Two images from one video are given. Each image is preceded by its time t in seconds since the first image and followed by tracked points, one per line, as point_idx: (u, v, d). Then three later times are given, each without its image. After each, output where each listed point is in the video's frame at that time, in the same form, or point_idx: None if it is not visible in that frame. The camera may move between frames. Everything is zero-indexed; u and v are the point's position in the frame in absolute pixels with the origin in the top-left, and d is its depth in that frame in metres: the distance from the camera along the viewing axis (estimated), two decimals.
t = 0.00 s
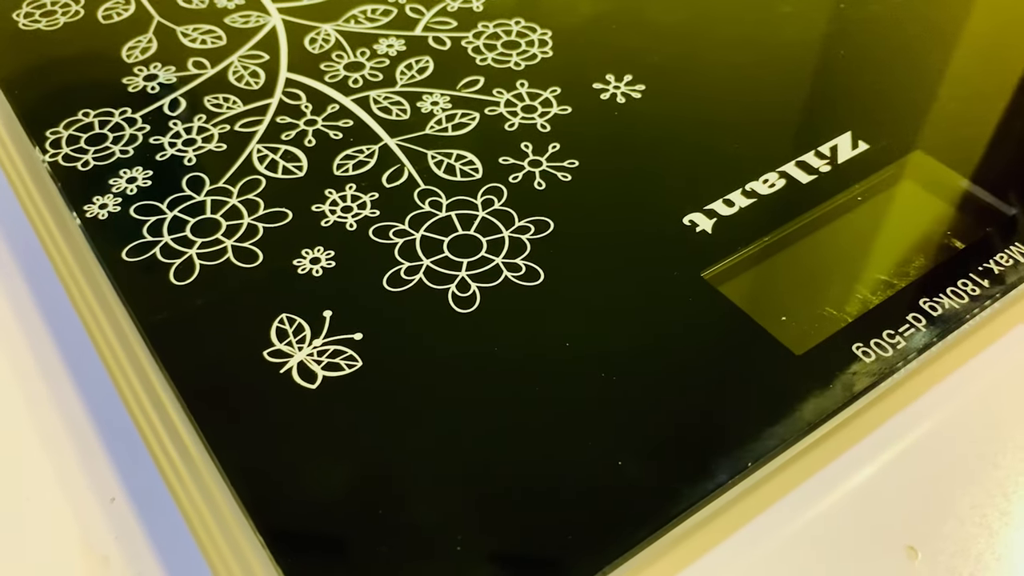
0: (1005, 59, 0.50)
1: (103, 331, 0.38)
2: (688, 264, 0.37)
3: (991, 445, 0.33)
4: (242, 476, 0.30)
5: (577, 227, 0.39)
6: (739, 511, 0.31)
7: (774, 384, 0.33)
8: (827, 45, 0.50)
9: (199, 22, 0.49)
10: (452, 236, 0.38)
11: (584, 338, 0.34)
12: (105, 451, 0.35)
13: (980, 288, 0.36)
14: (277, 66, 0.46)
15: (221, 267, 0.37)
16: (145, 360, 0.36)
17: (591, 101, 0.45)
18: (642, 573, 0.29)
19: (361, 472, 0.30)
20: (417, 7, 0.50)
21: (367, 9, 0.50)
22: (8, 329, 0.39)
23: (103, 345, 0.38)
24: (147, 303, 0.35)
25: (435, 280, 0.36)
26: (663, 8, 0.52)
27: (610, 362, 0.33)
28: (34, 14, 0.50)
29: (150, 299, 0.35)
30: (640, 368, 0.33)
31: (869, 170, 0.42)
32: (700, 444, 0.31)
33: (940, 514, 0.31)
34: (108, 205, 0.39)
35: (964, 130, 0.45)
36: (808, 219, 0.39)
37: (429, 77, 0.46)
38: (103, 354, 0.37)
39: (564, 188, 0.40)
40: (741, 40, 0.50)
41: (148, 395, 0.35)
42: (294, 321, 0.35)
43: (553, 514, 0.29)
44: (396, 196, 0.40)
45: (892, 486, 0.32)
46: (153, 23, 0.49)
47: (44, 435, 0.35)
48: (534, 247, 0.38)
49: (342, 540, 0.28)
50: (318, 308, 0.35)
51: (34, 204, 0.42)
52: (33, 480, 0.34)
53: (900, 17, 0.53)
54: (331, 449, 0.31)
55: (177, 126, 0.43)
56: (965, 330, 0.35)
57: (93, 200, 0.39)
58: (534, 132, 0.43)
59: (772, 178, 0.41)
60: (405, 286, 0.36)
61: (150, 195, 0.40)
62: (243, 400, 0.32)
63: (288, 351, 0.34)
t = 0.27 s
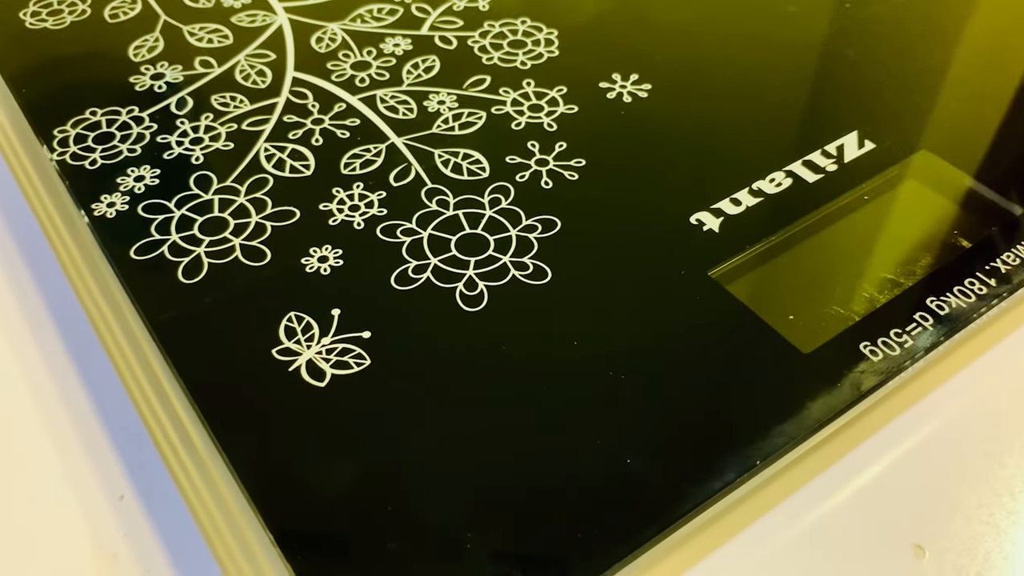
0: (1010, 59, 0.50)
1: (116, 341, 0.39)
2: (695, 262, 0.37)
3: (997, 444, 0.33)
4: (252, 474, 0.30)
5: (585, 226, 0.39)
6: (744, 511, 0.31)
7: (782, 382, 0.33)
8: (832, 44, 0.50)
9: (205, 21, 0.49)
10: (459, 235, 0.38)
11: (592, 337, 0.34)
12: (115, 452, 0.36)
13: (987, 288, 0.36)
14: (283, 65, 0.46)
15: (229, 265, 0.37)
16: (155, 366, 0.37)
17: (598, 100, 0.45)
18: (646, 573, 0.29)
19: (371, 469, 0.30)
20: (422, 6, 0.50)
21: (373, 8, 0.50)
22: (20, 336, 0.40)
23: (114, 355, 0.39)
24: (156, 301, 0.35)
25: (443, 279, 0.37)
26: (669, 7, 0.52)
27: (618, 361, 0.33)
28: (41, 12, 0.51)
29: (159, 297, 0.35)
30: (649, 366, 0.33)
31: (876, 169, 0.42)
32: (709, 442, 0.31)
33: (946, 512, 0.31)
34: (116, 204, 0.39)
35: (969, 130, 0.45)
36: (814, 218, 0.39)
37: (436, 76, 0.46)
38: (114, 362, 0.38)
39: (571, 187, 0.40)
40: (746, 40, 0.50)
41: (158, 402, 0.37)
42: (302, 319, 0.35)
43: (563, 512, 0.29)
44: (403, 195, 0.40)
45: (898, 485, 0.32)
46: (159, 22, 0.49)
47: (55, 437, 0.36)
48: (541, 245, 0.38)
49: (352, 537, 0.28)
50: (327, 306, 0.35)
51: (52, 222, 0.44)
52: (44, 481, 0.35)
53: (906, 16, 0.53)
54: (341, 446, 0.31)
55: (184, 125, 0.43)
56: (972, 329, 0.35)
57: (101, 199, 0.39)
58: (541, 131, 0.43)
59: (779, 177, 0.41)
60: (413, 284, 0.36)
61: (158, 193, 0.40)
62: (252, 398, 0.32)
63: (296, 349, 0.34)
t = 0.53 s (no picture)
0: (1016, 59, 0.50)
1: (122, 337, 0.39)
2: (703, 261, 0.37)
3: (1006, 442, 0.33)
4: (262, 470, 0.30)
5: (592, 225, 0.39)
6: (751, 510, 0.31)
7: (791, 381, 0.33)
8: (838, 43, 0.50)
9: (213, 20, 0.49)
10: (467, 234, 0.38)
11: (601, 335, 0.34)
12: (124, 449, 0.36)
13: (995, 286, 0.36)
14: (291, 64, 0.46)
15: (238, 263, 0.37)
16: (162, 360, 0.37)
17: (605, 99, 0.45)
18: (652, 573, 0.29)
19: (381, 466, 0.30)
20: (429, 5, 0.50)
21: (380, 7, 0.50)
22: (30, 337, 0.40)
23: (121, 350, 0.39)
24: (165, 299, 0.35)
25: (452, 277, 0.37)
26: (675, 6, 0.52)
27: (627, 359, 0.33)
28: (49, 11, 0.51)
29: (168, 295, 0.35)
30: (658, 364, 0.33)
31: (883, 168, 0.42)
32: (718, 440, 0.31)
33: (954, 511, 0.31)
34: (125, 202, 0.39)
35: (976, 129, 0.45)
36: (821, 218, 0.39)
37: (443, 75, 0.46)
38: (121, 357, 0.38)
39: (579, 186, 0.41)
40: (753, 39, 0.50)
41: (164, 396, 0.36)
42: (312, 317, 0.35)
43: (574, 509, 0.29)
44: (411, 193, 0.40)
45: (906, 484, 0.32)
46: (166, 21, 0.49)
47: (65, 436, 0.36)
48: (550, 244, 0.38)
49: (363, 533, 0.28)
50: (336, 305, 0.35)
51: (59, 218, 0.44)
52: (53, 479, 0.35)
53: (912, 15, 0.53)
54: (351, 443, 0.31)
55: (192, 123, 0.43)
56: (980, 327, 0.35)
57: (109, 197, 0.39)
58: (548, 130, 0.43)
59: (787, 176, 0.41)
60: (422, 283, 0.36)
61: (166, 192, 0.40)
62: (262, 395, 0.32)
63: (306, 347, 0.34)
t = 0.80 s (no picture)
0: None
1: (133, 334, 0.39)
2: (713, 259, 0.37)
3: (1015, 440, 0.33)
4: (275, 467, 0.30)
5: (602, 223, 0.39)
6: (760, 509, 0.31)
7: (801, 379, 0.33)
8: (845, 42, 0.50)
9: (221, 19, 0.50)
10: (477, 232, 0.38)
11: (611, 333, 0.34)
12: (135, 447, 0.36)
13: (1004, 285, 0.36)
14: (299, 62, 0.46)
15: (249, 261, 0.37)
16: (172, 358, 0.37)
17: (613, 98, 0.45)
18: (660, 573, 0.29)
19: (393, 462, 0.30)
20: (437, 4, 0.51)
21: (388, 6, 0.50)
22: (40, 335, 0.40)
23: (132, 348, 0.39)
24: (176, 297, 0.35)
25: (461, 275, 0.37)
26: (682, 5, 0.52)
27: (637, 357, 0.33)
28: (57, 10, 0.51)
29: (179, 292, 0.35)
30: (669, 362, 0.33)
31: (892, 167, 0.42)
32: (730, 437, 0.31)
33: (964, 508, 0.31)
34: (135, 200, 0.39)
35: (984, 128, 0.45)
36: (829, 216, 0.39)
37: (451, 74, 0.46)
38: (132, 355, 0.39)
39: (588, 184, 0.41)
40: (760, 38, 0.50)
41: (174, 392, 0.36)
42: (322, 315, 0.35)
43: (586, 505, 0.29)
44: (420, 192, 0.40)
45: (915, 481, 0.32)
46: (175, 19, 0.50)
47: (75, 433, 0.36)
48: (559, 242, 0.38)
49: (376, 530, 0.28)
50: (346, 302, 0.35)
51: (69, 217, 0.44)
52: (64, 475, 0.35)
53: (919, 14, 0.53)
54: (363, 440, 0.31)
55: (201, 122, 0.43)
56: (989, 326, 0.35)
57: (119, 195, 0.40)
58: (557, 128, 0.43)
59: (795, 174, 0.41)
60: (432, 281, 0.36)
61: (176, 190, 0.40)
62: (273, 392, 0.32)
63: (317, 345, 0.34)
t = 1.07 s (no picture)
0: None
1: (143, 331, 0.39)
2: (722, 258, 0.37)
3: None
4: (287, 463, 0.30)
5: (610, 222, 0.39)
6: (768, 507, 0.32)
7: (811, 377, 0.33)
8: (852, 41, 0.50)
9: (229, 18, 0.50)
10: (486, 230, 0.38)
11: (621, 331, 0.35)
12: (146, 445, 0.36)
13: (1012, 284, 0.36)
14: (308, 61, 0.46)
15: (259, 259, 0.37)
16: (182, 356, 0.37)
17: (621, 96, 0.45)
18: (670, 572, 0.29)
19: (405, 459, 0.30)
20: (444, 3, 0.51)
21: (396, 5, 0.50)
22: (50, 334, 0.40)
23: (141, 345, 0.39)
24: (187, 294, 0.35)
25: (471, 273, 0.37)
26: (689, 5, 0.52)
27: (647, 355, 0.34)
28: (65, 9, 0.51)
29: (190, 290, 0.36)
30: (679, 360, 0.33)
31: (899, 166, 0.42)
32: (741, 435, 0.31)
33: (973, 506, 0.31)
34: (144, 198, 0.39)
35: (992, 126, 0.45)
36: (838, 215, 0.39)
37: (459, 72, 0.46)
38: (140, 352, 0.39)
39: (596, 183, 0.41)
40: (767, 37, 0.50)
41: (185, 389, 0.37)
42: (333, 312, 0.35)
43: (597, 502, 0.29)
44: (429, 190, 0.40)
45: (924, 479, 0.32)
46: (183, 18, 0.50)
47: (86, 431, 0.36)
48: (568, 240, 0.38)
49: (388, 527, 0.28)
50: (356, 300, 0.35)
51: (78, 215, 0.44)
52: (76, 473, 0.35)
53: (925, 13, 0.53)
54: (375, 437, 0.31)
55: (210, 120, 0.43)
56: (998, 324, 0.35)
57: (129, 193, 0.40)
58: (565, 127, 0.43)
59: (803, 173, 0.41)
60: (441, 279, 0.36)
61: (186, 188, 0.40)
62: (285, 389, 0.32)
63: (328, 342, 0.34)
